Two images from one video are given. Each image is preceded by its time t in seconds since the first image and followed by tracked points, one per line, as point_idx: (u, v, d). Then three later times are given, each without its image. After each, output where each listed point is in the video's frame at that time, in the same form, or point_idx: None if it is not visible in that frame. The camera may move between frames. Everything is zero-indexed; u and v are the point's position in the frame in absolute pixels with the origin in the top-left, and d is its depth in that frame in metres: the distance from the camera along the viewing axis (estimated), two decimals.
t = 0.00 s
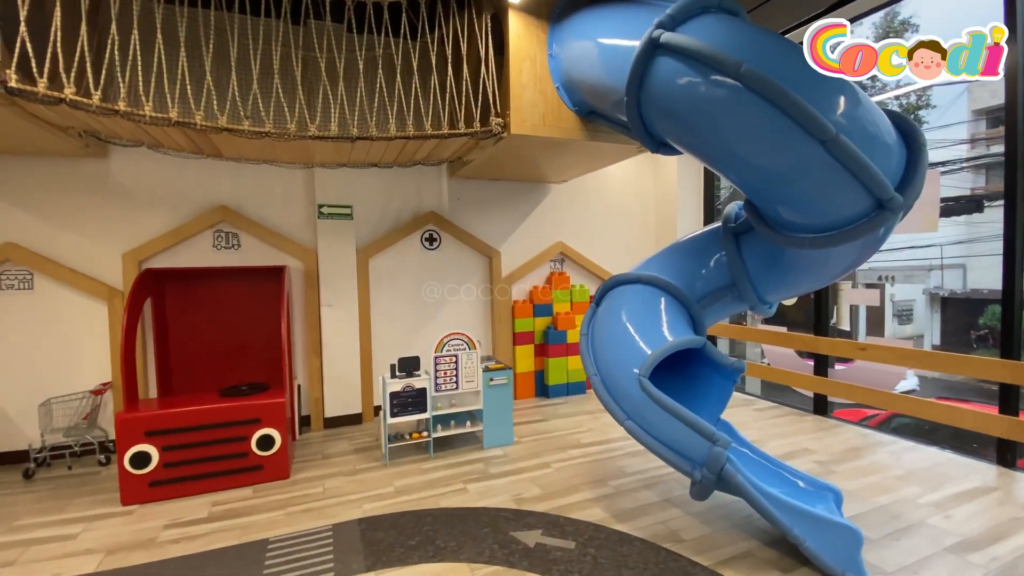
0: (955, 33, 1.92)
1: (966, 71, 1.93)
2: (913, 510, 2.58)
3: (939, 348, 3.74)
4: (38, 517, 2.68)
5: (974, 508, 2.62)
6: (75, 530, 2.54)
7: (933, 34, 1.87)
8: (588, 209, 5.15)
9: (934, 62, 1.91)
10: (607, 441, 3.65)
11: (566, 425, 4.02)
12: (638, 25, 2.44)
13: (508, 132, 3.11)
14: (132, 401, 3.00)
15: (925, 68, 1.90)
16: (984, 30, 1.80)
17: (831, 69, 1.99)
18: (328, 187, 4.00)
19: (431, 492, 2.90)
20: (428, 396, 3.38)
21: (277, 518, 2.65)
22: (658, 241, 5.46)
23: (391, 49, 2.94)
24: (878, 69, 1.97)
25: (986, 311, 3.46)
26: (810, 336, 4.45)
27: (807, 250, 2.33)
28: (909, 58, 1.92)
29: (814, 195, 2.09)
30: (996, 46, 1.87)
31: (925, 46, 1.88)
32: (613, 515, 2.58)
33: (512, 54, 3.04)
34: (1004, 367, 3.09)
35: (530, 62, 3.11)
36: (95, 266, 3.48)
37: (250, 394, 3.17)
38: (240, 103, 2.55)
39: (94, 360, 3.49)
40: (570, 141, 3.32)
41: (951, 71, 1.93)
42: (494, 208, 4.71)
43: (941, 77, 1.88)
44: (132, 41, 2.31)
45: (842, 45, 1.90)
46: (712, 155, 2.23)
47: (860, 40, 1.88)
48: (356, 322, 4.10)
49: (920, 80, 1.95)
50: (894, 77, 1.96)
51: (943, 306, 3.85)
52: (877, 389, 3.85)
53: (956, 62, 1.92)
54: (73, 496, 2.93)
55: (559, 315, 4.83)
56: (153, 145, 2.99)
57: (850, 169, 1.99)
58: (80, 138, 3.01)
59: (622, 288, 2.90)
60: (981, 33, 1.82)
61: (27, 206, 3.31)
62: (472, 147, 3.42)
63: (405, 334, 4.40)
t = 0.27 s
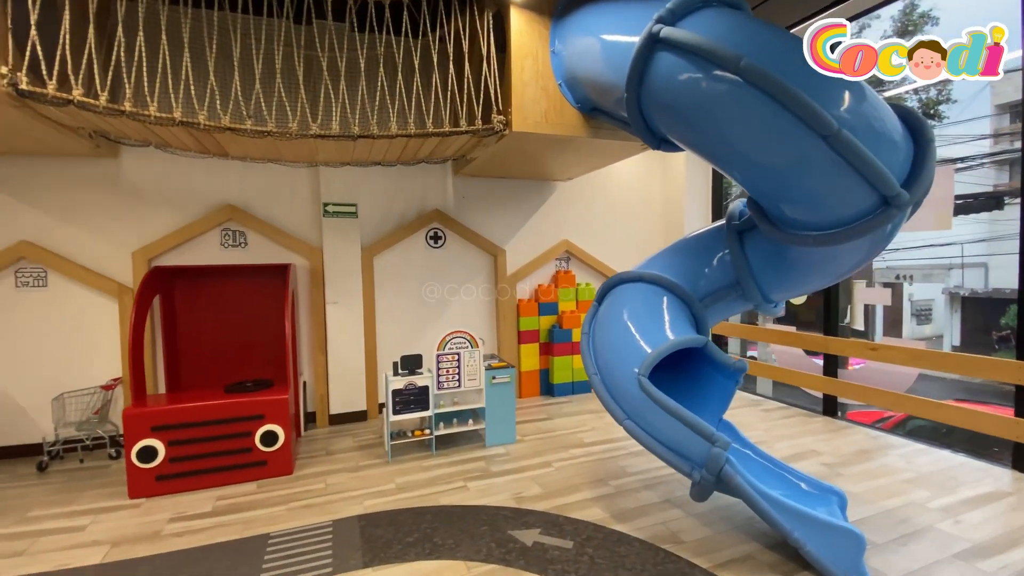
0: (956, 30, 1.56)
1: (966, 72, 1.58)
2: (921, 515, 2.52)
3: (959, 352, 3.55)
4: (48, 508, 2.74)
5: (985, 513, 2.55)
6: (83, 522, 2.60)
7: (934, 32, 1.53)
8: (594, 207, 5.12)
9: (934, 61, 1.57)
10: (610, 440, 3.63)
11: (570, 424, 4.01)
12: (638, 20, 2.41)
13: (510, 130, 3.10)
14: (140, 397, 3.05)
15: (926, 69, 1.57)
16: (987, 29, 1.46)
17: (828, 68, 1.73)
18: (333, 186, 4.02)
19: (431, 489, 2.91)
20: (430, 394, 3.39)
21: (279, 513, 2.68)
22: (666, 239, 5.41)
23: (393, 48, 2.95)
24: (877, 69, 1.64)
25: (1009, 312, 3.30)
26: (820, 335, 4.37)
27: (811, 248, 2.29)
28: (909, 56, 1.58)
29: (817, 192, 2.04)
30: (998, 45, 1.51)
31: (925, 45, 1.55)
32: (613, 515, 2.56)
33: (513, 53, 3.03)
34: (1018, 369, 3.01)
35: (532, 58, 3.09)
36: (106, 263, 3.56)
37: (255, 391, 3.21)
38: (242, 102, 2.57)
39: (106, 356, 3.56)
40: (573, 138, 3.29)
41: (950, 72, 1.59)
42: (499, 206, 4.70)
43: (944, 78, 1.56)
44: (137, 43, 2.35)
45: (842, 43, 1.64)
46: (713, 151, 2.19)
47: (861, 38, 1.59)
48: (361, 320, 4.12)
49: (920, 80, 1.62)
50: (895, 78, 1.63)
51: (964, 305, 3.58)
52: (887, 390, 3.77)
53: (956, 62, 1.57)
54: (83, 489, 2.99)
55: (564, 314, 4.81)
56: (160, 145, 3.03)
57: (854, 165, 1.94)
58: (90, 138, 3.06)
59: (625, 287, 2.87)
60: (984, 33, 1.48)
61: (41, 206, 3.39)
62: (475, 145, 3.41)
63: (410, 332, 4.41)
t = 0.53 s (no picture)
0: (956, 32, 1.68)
1: (966, 72, 1.70)
2: (935, 521, 2.44)
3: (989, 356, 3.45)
4: (68, 500, 2.85)
5: (1004, 521, 2.46)
6: (100, 513, 2.69)
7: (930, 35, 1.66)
8: (605, 206, 5.09)
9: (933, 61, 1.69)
10: (617, 441, 3.60)
11: (578, 424, 3.99)
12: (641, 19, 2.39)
13: (515, 130, 3.11)
14: (156, 392, 3.15)
15: (925, 68, 1.69)
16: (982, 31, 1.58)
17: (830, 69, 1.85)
18: (344, 187, 4.09)
19: (435, 487, 2.94)
20: (437, 392, 3.42)
21: (287, 508, 2.73)
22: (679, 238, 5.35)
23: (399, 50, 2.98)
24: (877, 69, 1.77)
25: None
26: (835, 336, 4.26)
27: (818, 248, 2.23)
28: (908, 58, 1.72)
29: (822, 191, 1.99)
30: (998, 45, 1.62)
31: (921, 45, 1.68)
32: (616, 516, 2.55)
33: (518, 53, 3.03)
34: None
35: (538, 58, 3.09)
36: (126, 263, 3.68)
37: (265, 387, 3.28)
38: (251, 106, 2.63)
39: (125, 353, 3.69)
40: (580, 137, 3.28)
41: (950, 71, 1.71)
42: (509, 206, 4.71)
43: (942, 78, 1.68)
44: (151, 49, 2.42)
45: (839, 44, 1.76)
46: (716, 150, 2.16)
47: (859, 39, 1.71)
48: (372, 319, 4.18)
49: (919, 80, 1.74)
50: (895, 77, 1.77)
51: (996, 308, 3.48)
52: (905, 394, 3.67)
53: (955, 62, 1.69)
54: (101, 482, 3.10)
55: (574, 313, 4.79)
56: (176, 148, 3.12)
57: (860, 163, 1.88)
58: (109, 142, 3.17)
59: (631, 287, 2.85)
60: (981, 34, 1.60)
61: (64, 208, 3.52)
62: (482, 145, 3.43)
63: (420, 331, 4.46)
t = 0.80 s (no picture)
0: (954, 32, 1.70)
1: (965, 72, 1.72)
2: (937, 526, 2.40)
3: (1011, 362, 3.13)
4: (82, 492, 2.98)
5: (1011, 528, 2.40)
6: (112, 505, 2.81)
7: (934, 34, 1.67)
8: (612, 206, 5.08)
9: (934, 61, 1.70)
10: (619, 442, 3.61)
11: (581, 425, 4.00)
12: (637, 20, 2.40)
13: (516, 131, 3.13)
14: (169, 389, 3.26)
15: (928, 68, 1.70)
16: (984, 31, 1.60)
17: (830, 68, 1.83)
18: (352, 189, 4.17)
19: (435, 484, 2.99)
20: (439, 391, 3.47)
21: (290, 502, 2.81)
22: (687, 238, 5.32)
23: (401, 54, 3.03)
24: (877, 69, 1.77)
25: None
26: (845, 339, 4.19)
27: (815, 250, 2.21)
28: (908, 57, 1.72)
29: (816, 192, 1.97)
30: (997, 45, 1.65)
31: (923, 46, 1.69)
32: (611, 517, 2.56)
33: (519, 56, 3.06)
34: None
35: (539, 60, 3.11)
36: (142, 264, 3.81)
37: (273, 385, 3.37)
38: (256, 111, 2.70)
39: (140, 350, 3.82)
40: (581, 138, 3.29)
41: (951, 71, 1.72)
42: (515, 207, 4.74)
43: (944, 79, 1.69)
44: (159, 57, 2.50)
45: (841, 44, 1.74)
46: (710, 151, 2.15)
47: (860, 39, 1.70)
48: (378, 318, 4.25)
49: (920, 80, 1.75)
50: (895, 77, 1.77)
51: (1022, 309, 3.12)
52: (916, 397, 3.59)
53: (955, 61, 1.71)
54: (115, 475, 3.23)
55: (580, 313, 4.80)
56: (187, 152, 3.22)
57: (852, 164, 1.85)
58: (124, 147, 3.28)
59: (630, 287, 2.85)
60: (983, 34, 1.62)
61: (82, 211, 3.67)
62: (484, 147, 3.46)
63: (426, 330, 4.51)
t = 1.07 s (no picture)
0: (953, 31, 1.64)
1: (965, 72, 1.66)
2: (939, 532, 2.36)
3: None
4: (97, 484, 3.09)
5: (1018, 535, 2.35)
6: (124, 497, 2.91)
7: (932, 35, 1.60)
8: (619, 206, 5.07)
9: (932, 62, 1.65)
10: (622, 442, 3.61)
11: (585, 424, 4.01)
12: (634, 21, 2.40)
13: (517, 132, 3.16)
14: (181, 385, 3.36)
15: (927, 69, 1.64)
16: (983, 31, 1.54)
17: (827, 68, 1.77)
18: (359, 190, 4.23)
19: (436, 481, 3.03)
20: (442, 390, 3.51)
21: (294, 497, 2.88)
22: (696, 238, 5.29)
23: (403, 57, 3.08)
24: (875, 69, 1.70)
25: None
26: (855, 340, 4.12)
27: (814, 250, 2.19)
28: (907, 57, 1.66)
29: (811, 193, 1.95)
30: (997, 45, 1.60)
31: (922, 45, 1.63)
32: (608, 516, 2.57)
33: (521, 57, 3.07)
34: None
35: (541, 62, 3.12)
36: (156, 263, 3.93)
37: (280, 382, 3.45)
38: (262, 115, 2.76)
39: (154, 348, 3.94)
40: (583, 139, 3.30)
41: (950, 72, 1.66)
42: (521, 207, 4.76)
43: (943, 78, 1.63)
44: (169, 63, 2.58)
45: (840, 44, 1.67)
46: (706, 152, 2.15)
47: (859, 40, 1.63)
48: (385, 317, 4.31)
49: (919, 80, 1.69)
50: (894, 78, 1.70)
51: None
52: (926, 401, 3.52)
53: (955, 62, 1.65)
54: (129, 468, 3.34)
55: (586, 313, 4.81)
56: (198, 155, 3.30)
57: (847, 164, 1.84)
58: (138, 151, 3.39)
59: (630, 288, 2.86)
60: (982, 34, 1.56)
61: (99, 213, 3.79)
62: (487, 148, 3.49)
63: (432, 330, 4.56)
